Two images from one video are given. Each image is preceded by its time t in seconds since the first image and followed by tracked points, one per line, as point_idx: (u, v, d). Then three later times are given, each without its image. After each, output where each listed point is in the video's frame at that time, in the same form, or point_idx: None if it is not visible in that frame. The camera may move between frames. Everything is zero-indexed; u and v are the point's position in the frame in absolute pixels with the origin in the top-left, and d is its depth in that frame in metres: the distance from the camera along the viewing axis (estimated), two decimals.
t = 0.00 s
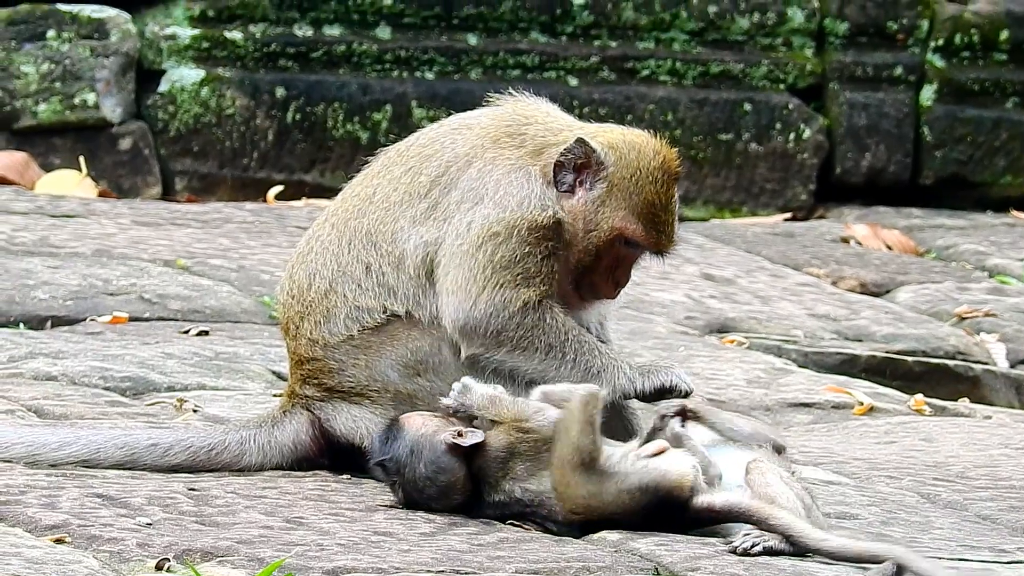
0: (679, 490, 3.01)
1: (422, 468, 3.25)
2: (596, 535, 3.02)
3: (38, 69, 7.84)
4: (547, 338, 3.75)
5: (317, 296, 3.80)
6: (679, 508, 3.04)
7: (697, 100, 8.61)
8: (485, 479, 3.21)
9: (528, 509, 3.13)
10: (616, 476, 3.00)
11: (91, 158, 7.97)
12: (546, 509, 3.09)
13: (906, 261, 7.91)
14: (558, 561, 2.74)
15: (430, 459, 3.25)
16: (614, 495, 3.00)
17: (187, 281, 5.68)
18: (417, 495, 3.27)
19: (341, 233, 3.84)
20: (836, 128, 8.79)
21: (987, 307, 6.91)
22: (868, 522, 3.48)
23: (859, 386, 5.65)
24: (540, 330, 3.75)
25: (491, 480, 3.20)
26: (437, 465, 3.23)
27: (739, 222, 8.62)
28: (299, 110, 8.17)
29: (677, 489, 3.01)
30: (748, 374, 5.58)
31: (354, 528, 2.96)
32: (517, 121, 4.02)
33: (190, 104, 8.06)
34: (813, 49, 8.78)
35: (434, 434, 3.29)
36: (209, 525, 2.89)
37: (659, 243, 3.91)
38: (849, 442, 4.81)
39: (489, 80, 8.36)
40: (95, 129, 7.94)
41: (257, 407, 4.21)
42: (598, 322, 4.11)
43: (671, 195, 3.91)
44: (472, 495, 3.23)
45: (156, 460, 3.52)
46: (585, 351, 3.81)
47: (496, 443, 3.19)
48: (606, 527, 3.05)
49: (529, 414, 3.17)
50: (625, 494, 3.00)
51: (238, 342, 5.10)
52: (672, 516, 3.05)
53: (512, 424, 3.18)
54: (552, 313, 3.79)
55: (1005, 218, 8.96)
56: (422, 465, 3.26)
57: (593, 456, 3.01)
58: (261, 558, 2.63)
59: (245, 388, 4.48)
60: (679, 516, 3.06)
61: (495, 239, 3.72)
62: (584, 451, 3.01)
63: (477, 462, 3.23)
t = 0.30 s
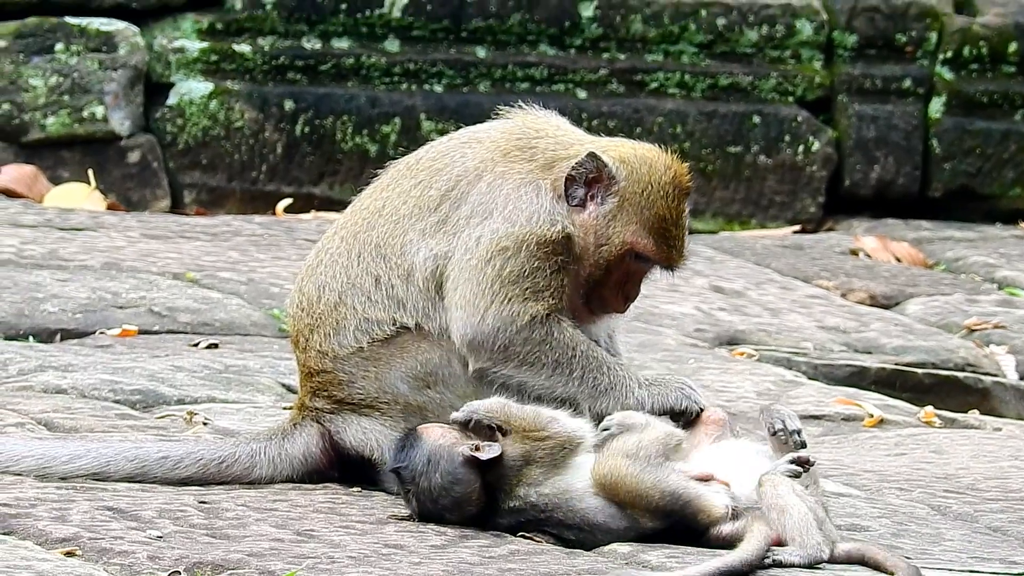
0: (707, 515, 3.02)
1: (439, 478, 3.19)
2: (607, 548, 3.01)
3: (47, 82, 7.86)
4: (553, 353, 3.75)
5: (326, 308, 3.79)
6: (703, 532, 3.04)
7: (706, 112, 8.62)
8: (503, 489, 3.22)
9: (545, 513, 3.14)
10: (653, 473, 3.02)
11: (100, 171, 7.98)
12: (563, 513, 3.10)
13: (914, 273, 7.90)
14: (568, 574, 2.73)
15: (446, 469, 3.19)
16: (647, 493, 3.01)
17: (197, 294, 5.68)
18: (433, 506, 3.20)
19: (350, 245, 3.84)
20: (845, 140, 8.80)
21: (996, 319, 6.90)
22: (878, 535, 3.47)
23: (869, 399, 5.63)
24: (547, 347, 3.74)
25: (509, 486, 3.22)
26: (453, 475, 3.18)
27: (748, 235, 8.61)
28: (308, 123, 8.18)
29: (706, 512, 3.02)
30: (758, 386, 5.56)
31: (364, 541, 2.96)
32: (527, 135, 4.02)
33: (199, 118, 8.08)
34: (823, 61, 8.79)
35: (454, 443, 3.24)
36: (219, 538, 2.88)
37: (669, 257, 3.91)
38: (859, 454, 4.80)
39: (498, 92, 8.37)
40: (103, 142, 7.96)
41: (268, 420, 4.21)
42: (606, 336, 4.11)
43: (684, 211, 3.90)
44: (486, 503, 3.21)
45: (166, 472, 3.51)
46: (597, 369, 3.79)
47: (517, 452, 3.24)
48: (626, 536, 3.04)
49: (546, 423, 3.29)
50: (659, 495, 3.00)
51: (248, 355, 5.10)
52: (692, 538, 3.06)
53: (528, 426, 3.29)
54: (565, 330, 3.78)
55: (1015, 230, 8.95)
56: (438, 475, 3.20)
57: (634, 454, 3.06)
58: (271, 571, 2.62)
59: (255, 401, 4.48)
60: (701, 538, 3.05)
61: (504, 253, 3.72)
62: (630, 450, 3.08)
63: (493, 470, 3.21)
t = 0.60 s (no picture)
0: (709, 523, 3.02)
1: (448, 488, 3.18)
2: (613, 559, 3.00)
3: (52, 94, 7.85)
4: (563, 364, 3.69)
5: (332, 320, 3.79)
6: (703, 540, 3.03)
7: (712, 123, 8.63)
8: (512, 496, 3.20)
9: (555, 519, 3.12)
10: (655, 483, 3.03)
11: (106, 184, 7.99)
12: (574, 518, 3.09)
13: (921, 283, 7.89)
14: None
15: (456, 479, 3.19)
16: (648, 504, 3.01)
17: (203, 306, 5.68)
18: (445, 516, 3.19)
19: (357, 256, 3.83)
20: (851, 150, 8.86)
21: (1002, 328, 6.88)
22: (885, 544, 3.46)
23: (876, 408, 5.62)
24: (558, 359, 3.70)
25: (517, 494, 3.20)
26: (463, 484, 3.17)
27: (755, 245, 8.60)
28: (314, 135, 8.18)
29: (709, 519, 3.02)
30: (765, 397, 5.55)
31: (371, 552, 2.95)
32: (534, 146, 4.02)
33: (205, 130, 8.08)
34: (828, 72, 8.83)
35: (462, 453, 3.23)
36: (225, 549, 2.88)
37: (678, 267, 3.90)
38: (865, 464, 4.79)
39: (504, 104, 8.38)
40: (109, 155, 7.96)
41: (274, 431, 4.20)
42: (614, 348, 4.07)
43: (690, 220, 3.91)
44: (496, 513, 3.20)
45: (172, 484, 3.51)
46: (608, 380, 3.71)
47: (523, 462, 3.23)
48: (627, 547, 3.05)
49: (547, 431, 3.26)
50: (659, 505, 3.01)
51: (254, 367, 5.09)
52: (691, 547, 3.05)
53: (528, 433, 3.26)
54: (575, 341, 3.73)
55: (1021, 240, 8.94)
56: (448, 485, 3.19)
57: (637, 463, 3.05)
58: None
59: (262, 413, 4.47)
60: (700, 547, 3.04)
61: (511, 265, 3.71)
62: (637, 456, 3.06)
63: (501, 479, 3.20)
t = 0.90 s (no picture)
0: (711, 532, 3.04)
1: (448, 496, 3.18)
2: (613, 565, 2.99)
3: (53, 102, 7.85)
4: (555, 371, 3.67)
5: (331, 327, 3.78)
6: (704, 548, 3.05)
7: (713, 130, 8.64)
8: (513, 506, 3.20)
9: (556, 529, 3.13)
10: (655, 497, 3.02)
11: (106, 192, 7.99)
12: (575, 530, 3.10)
13: (921, 290, 7.89)
14: None
15: (456, 487, 3.18)
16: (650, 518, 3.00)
17: (203, 314, 5.68)
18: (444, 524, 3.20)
19: (356, 263, 3.83)
20: (851, 157, 8.87)
21: (1002, 335, 6.88)
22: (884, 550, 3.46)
23: (876, 415, 5.61)
24: (554, 367, 3.67)
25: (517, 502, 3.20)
26: (463, 493, 3.17)
27: (755, 252, 8.61)
28: (314, 142, 8.19)
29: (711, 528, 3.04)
30: (765, 404, 5.54)
31: (370, 560, 2.95)
32: (532, 153, 4.02)
33: (205, 137, 8.08)
34: (829, 79, 8.85)
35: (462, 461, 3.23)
36: (225, 557, 2.87)
37: (677, 272, 3.89)
38: (865, 470, 4.79)
39: (505, 111, 8.40)
40: (109, 163, 7.97)
41: (274, 439, 4.20)
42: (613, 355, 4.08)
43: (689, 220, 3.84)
44: (495, 521, 3.20)
45: (172, 491, 3.52)
46: (603, 389, 3.69)
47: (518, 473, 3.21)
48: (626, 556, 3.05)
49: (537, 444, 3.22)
50: (660, 519, 3.00)
51: (254, 375, 5.09)
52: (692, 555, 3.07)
53: (518, 449, 3.22)
54: (570, 347, 3.71)
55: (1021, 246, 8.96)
56: (448, 493, 3.18)
57: (636, 477, 3.02)
58: None
59: (261, 421, 4.47)
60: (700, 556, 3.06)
61: (509, 272, 3.70)
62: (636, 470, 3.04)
63: (501, 489, 3.19)
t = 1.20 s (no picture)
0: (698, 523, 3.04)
1: (436, 507, 3.18)
2: (610, 565, 3.00)
3: (49, 106, 7.86)
4: (525, 343, 3.72)
5: (327, 329, 3.78)
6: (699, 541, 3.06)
7: (710, 132, 8.64)
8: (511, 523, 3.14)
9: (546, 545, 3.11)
10: (632, 499, 3.04)
11: (103, 196, 7.99)
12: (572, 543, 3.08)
13: (919, 291, 7.90)
14: None
15: (444, 500, 3.18)
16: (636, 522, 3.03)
17: (200, 317, 5.68)
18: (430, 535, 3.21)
19: (351, 266, 3.82)
20: (849, 159, 8.88)
21: (1000, 336, 6.88)
22: (881, 550, 3.46)
23: (873, 416, 5.62)
24: (527, 340, 3.73)
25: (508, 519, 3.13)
26: (449, 506, 3.16)
27: (753, 254, 8.61)
28: (311, 146, 8.19)
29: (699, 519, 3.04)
30: (763, 405, 5.55)
31: (367, 561, 2.95)
32: (530, 156, 4.01)
33: (202, 141, 8.08)
34: (826, 81, 8.86)
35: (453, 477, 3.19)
36: (222, 559, 2.88)
37: (677, 271, 3.89)
38: (862, 471, 4.79)
39: (502, 114, 8.40)
40: (106, 167, 7.97)
41: (270, 441, 4.20)
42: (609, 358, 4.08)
43: (684, 219, 3.88)
44: (482, 535, 3.16)
45: (168, 494, 3.52)
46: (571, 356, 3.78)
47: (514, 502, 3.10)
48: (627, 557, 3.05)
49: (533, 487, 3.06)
50: (642, 520, 3.03)
51: (251, 377, 5.09)
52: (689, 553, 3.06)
53: (519, 484, 3.08)
54: (540, 321, 3.75)
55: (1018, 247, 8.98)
56: (437, 504, 3.19)
57: (595, 480, 3.07)
58: None
59: (258, 423, 4.47)
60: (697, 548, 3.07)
61: (499, 266, 3.72)
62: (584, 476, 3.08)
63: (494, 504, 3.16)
